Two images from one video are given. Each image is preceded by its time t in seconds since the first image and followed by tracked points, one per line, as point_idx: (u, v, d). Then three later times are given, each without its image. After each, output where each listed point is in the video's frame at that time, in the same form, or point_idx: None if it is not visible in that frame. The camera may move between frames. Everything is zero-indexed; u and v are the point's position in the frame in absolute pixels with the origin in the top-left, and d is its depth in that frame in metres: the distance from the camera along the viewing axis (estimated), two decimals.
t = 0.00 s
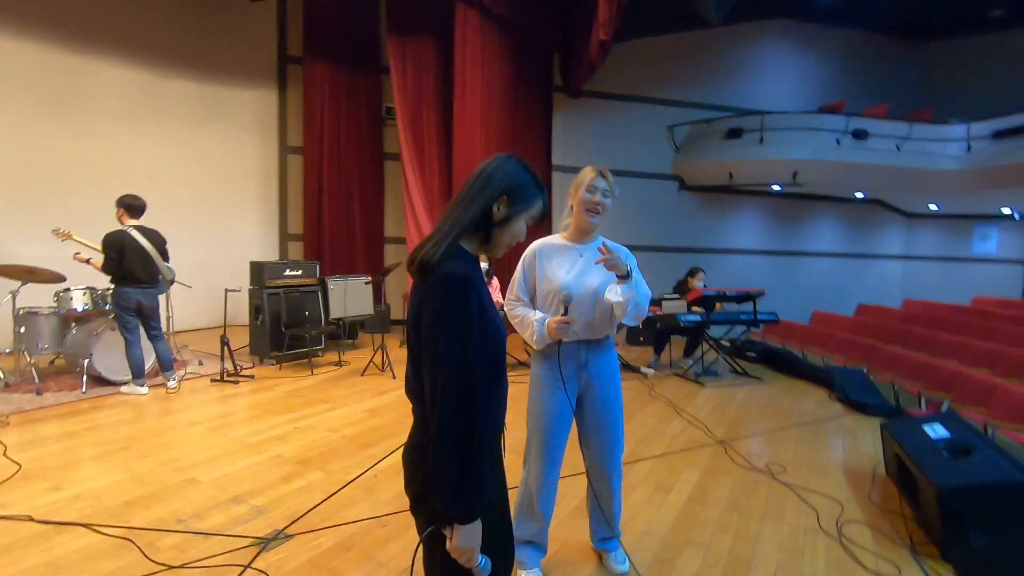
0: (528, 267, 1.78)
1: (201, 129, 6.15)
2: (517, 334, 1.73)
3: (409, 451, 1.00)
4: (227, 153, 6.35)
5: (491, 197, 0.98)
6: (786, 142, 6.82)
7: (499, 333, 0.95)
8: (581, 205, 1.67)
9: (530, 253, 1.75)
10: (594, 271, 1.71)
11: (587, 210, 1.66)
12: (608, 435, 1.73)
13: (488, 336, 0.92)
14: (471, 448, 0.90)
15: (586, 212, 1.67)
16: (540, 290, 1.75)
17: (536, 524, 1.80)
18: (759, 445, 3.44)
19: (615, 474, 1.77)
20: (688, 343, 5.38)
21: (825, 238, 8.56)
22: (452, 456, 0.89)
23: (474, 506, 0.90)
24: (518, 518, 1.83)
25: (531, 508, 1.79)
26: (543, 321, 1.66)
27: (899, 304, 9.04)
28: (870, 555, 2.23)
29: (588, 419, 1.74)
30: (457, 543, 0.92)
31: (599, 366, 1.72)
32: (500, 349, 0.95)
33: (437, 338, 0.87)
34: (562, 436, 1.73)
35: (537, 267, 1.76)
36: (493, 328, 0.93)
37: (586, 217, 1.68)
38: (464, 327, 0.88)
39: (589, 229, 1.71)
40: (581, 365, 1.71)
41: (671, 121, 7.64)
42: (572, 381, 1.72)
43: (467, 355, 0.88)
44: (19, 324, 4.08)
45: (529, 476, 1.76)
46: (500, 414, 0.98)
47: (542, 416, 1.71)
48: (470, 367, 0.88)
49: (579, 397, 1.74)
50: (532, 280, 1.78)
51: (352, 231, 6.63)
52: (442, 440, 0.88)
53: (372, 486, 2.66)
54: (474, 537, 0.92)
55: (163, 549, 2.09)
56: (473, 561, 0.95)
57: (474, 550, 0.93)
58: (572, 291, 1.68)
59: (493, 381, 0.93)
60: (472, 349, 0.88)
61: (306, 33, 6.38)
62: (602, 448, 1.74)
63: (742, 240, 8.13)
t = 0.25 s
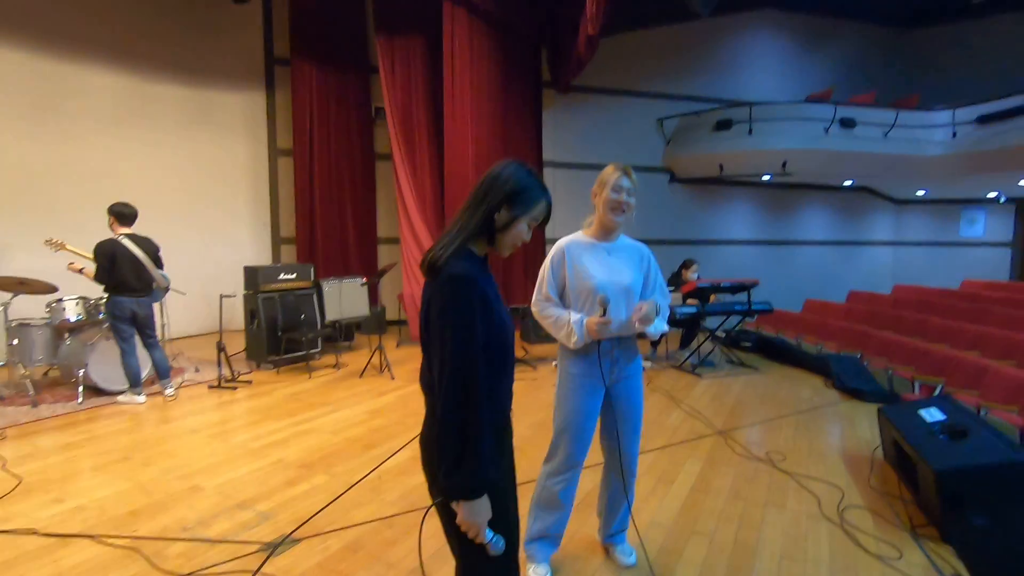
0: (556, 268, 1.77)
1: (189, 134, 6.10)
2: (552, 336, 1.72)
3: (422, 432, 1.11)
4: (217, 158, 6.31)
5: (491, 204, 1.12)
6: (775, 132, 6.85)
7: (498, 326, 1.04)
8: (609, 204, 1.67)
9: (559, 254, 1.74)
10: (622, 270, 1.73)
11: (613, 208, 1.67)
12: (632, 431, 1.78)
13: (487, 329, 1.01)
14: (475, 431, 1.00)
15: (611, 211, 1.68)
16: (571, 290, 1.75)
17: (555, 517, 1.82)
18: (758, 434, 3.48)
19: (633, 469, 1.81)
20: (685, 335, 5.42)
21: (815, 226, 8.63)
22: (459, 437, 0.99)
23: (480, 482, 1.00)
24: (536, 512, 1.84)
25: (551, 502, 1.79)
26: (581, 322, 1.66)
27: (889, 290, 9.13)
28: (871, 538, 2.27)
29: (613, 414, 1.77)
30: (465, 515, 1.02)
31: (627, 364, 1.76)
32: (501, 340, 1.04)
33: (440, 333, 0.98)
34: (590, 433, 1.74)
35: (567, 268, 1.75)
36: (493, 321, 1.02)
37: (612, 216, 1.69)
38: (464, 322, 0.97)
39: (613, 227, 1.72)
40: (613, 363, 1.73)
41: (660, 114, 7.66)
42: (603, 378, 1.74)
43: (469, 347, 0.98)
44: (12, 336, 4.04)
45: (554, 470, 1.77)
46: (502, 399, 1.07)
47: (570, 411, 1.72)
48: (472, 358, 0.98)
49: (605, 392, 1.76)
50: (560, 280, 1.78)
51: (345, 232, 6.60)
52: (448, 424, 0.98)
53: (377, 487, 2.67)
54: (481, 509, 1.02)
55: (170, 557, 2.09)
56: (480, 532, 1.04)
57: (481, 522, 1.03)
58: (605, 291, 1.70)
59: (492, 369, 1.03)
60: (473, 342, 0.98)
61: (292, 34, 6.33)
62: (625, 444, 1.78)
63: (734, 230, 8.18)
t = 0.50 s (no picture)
0: (568, 265, 1.71)
1: (177, 129, 6.00)
2: (568, 335, 1.67)
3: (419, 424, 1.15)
4: (206, 154, 6.22)
5: (484, 206, 1.12)
6: (769, 125, 6.84)
7: (491, 321, 1.07)
8: (623, 200, 1.64)
9: (574, 251, 1.68)
10: (633, 267, 1.72)
11: (626, 204, 1.64)
12: (641, 426, 1.76)
13: (477, 322, 1.04)
14: (466, 422, 1.03)
15: (625, 208, 1.65)
16: (585, 288, 1.70)
17: (570, 513, 1.82)
18: (756, 428, 3.46)
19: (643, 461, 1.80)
20: (681, 329, 5.41)
21: (808, 219, 8.64)
22: (450, 429, 1.02)
23: (470, 472, 1.02)
24: (553, 509, 1.84)
25: (568, 500, 1.79)
26: (601, 321, 1.63)
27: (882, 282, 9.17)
28: (871, 533, 2.26)
29: (623, 410, 1.75)
30: (458, 504, 1.05)
31: (638, 359, 1.75)
32: (493, 335, 1.07)
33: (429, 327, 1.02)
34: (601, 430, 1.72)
35: (580, 265, 1.70)
36: (484, 317, 1.05)
37: (625, 213, 1.66)
38: (452, 315, 1.01)
39: (625, 223, 1.69)
40: (626, 359, 1.71)
41: (654, 107, 7.62)
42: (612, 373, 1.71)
43: (457, 341, 1.01)
44: None
45: (567, 469, 1.75)
46: (495, 392, 1.10)
47: (580, 406, 1.70)
48: (459, 351, 1.01)
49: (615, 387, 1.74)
50: (572, 278, 1.72)
51: (338, 228, 6.54)
52: (437, 414, 1.02)
53: (374, 487, 2.64)
54: (474, 498, 1.04)
55: (164, 562, 2.05)
56: (475, 520, 1.06)
57: (475, 512, 1.05)
58: (619, 288, 1.68)
59: (485, 363, 1.06)
60: (460, 336, 1.01)
61: (281, 27, 6.23)
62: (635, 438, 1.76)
63: (728, 223, 8.18)
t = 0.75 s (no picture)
0: (551, 263, 1.69)
1: (163, 122, 5.91)
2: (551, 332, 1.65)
3: (385, 422, 1.11)
4: (194, 147, 6.13)
5: (459, 201, 1.10)
6: (761, 121, 6.83)
7: (467, 320, 1.04)
8: (603, 195, 1.61)
9: (555, 249, 1.66)
10: (618, 263, 1.68)
11: (609, 200, 1.61)
12: (628, 424, 1.74)
13: (454, 321, 1.02)
14: (440, 423, 1.00)
15: (608, 203, 1.62)
16: (569, 286, 1.67)
17: (559, 514, 1.80)
18: (745, 425, 3.45)
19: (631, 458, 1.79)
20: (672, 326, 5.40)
21: (800, 215, 8.66)
22: (427, 430, 0.99)
23: (443, 475, 1.00)
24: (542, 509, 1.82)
25: (558, 500, 1.77)
26: (581, 318, 1.60)
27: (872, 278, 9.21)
28: (860, 530, 2.25)
29: (610, 408, 1.73)
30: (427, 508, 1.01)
31: (624, 356, 1.71)
32: (469, 335, 1.05)
33: (405, 326, 0.98)
34: (588, 429, 1.70)
35: (563, 263, 1.67)
36: (458, 316, 1.03)
37: (608, 208, 1.63)
38: (428, 314, 0.98)
39: (609, 219, 1.66)
40: (611, 357, 1.69)
41: (647, 102, 7.59)
42: (596, 372, 1.69)
43: (434, 341, 0.98)
44: None
45: (555, 470, 1.73)
46: (469, 393, 1.08)
47: (565, 405, 1.68)
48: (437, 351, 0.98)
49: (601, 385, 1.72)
50: (557, 275, 1.69)
51: (328, 223, 6.48)
52: (410, 417, 0.98)
53: (360, 486, 2.61)
54: (446, 502, 1.02)
55: (144, 563, 2.02)
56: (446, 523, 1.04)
57: (444, 515, 1.03)
58: (602, 285, 1.64)
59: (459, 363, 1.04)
60: (438, 335, 0.98)
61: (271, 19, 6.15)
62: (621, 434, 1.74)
63: (720, 220, 8.17)
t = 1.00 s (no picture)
0: (528, 261, 1.71)
1: (171, 120, 5.93)
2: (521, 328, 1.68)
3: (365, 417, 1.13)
4: (201, 145, 6.15)
5: (446, 198, 1.08)
6: (772, 118, 6.73)
7: (443, 323, 1.05)
8: (577, 190, 1.58)
9: (528, 247, 1.69)
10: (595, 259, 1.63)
11: (582, 197, 1.58)
12: (610, 428, 1.67)
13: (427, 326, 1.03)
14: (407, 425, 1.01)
15: (583, 199, 1.59)
16: (544, 284, 1.68)
17: (531, 522, 1.72)
18: (751, 426, 3.40)
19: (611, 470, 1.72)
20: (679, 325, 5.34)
21: (811, 213, 8.54)
22: (392, 429, 1.00)
23: (409, 474, 1.01)
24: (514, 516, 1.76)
25: (530, 507, 1.69)
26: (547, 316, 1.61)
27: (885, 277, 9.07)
28: (865, 537, 2.20)
29: (591, 411, 1.67)
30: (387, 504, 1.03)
31: (602, 358, 1.65)
32: (445, 339, 1.06)
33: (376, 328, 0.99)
34: (562, 430, 1.65)
35: (538, 261, 1.69)
36: (432, 316, 1.03)
37: (584, 204, 1.59)
38: (400, 313, 0.98)
39: (588, 215, 1.62)
40: (586, 358, 1.63)
41: (655, 99, 7.50)
42: (572, 373, 1.65)
43: (405, 345, 0.99)
44: None
45: (527, 472, 1.66)
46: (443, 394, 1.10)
47: (540, 407, 1.64)
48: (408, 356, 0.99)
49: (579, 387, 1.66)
50: (535, 271, 1.71)
51: (334, 220, 6.48)
52: (377, 413, 0.99)
53: (358, 486, 2.59)
54: (409, 502, 1.03)
55: (139, 563, 2.01)
56: (410, 526, 1.04)
57: (408, 519, 1.03)
58: (574, 282, 1.61)
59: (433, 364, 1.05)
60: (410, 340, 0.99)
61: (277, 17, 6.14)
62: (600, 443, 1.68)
63: (730, 218, 8.08)
